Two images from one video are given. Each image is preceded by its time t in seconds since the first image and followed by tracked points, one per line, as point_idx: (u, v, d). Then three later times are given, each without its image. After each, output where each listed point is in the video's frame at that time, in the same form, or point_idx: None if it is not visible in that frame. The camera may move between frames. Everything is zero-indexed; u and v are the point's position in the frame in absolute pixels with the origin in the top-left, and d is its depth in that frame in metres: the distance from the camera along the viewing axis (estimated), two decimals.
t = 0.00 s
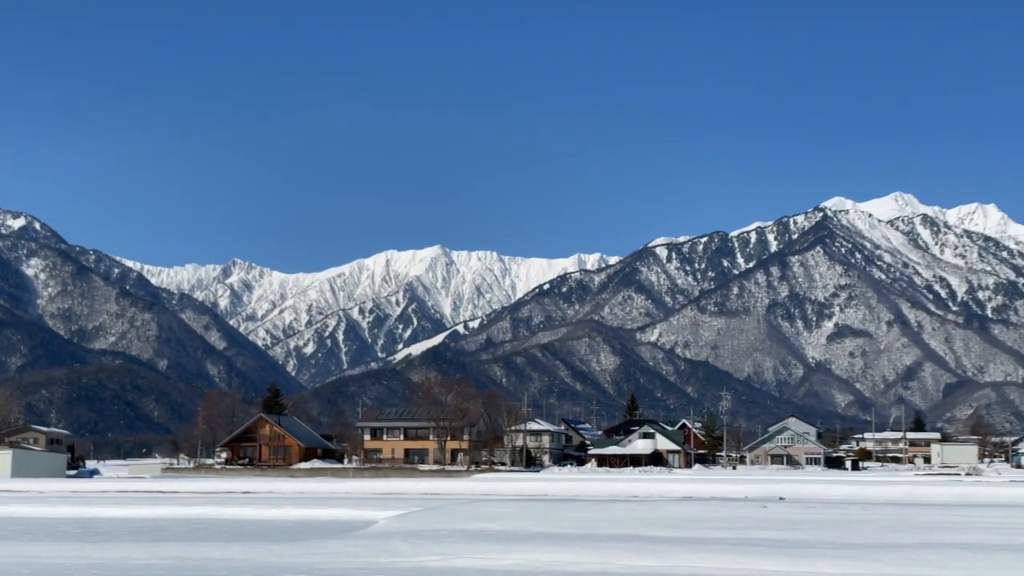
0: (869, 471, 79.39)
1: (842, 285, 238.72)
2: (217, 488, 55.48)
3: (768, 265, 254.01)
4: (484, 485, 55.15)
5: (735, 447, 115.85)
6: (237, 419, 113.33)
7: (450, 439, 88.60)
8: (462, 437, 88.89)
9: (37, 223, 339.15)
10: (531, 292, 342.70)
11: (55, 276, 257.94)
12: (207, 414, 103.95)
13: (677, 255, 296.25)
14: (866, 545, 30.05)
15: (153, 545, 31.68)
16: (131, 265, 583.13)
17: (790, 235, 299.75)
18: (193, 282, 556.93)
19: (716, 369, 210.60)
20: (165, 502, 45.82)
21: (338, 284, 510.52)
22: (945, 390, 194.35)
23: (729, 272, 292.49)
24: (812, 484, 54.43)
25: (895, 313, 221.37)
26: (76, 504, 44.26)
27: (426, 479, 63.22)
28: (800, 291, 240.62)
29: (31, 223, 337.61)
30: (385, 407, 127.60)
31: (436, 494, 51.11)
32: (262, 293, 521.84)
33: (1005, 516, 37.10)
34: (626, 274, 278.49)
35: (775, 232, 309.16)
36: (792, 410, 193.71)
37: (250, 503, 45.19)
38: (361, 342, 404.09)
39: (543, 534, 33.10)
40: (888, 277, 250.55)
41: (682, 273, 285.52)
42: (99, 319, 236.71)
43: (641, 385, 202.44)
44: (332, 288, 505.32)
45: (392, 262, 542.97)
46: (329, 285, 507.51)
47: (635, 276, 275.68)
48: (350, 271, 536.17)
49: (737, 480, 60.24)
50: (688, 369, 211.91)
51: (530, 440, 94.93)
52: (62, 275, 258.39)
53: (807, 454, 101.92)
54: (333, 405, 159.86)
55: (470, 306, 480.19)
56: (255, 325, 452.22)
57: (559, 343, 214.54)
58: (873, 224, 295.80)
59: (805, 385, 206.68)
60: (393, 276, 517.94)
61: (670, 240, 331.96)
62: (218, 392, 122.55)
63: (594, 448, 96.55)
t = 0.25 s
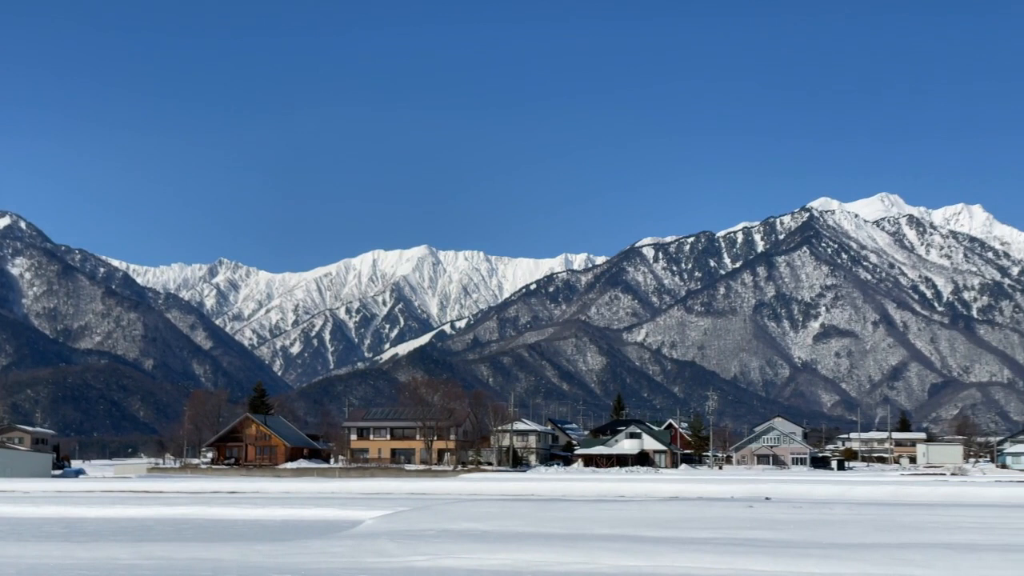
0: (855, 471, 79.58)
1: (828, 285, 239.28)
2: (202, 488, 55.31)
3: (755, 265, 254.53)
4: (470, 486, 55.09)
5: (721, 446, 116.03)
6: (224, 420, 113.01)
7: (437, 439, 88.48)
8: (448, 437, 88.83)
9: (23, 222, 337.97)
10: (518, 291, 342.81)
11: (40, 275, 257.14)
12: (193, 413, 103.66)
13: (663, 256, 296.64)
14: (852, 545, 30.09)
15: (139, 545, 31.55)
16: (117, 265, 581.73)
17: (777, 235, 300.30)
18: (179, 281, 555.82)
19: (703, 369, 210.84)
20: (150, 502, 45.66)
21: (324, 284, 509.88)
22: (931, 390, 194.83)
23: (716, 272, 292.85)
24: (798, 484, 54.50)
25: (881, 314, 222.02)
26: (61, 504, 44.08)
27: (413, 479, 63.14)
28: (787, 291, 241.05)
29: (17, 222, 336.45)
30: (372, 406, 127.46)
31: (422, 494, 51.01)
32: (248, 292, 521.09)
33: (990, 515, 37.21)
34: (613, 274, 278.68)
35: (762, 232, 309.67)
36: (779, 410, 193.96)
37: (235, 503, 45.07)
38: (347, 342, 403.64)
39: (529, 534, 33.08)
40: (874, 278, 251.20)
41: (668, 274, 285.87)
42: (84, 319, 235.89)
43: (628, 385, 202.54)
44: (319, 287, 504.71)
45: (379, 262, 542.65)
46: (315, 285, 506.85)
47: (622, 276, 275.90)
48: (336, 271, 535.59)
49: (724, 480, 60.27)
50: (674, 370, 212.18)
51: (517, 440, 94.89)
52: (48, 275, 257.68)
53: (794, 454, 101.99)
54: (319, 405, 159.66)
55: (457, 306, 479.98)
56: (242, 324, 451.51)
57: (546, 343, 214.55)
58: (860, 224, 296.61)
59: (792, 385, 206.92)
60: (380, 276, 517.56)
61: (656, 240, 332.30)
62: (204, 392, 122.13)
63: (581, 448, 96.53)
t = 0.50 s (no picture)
0: (840, 471, 79.71)
1: (814, 286, 239.74)
2: (186, 488, 55.24)
3: (741, 265, 255.00)
4: (456, 485, 55.07)
5: (707, 446, 116.18)
6: (209, 419, 112.73)
7: (423, 439, 88.48)
8: (434, 437, 88.80)
9: (8, 221, 336.90)
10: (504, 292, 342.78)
11: (25, 275, 256.17)
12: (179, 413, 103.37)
13: (650, 256, 297.00)
14: (838, 545, 30.12)
15: (124, 545, 31.48)
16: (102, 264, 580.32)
17: (763, 236, 300.82)
18: (165, 280, 554.65)
19: (689, 369, 211.02)
20: (135, 502, 45.59)
21: (310, 284, 509.31)
22: (916, 390, 195.42)
23: (702, 272, 293.15)
24: (783, 484, 54.58)
25: (866, 315, 222.59)
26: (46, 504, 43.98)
27: (399, 479, 63.14)
28: (772, 291, 241.50)
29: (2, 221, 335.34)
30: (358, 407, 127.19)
31: (408, 494, 50.96)
32: (234, 292, 520.35)
33: (975, 514, 37.32)
34: (599, 274, 278.83)
35: (748, 233, 310.12)
36: (764, 411, 194.19)
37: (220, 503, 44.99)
38: (333, 342, 403.21)
39: (516, 534, 33.05)
40: (860, 278, 251.84)
41: (654, 274, 286.21)
42: (69, 318, 234.88)
43: (613, 386, 202.60)
44: (305, 287, 504.15)
45: (365, 262, 542.28)
46: (301, 285, 506.24)
47: (608, 277, 276.07)
48: (322, 271, 534.99)
49: (710, 480, 60.37)
50: (660, 370, 212.33)
51: (503, 440, 94.90)
52: (32, 273, 256.81)
53: (779, 454, 102.18)
54: (304, 405, 159.35)
55: (443, 306, 479.75)
56: (227, 324, 450.86)
57: (532, 343, 214.43)
58: (845, 224, 297.35)
59: (777, 385, 207.25)
60: (366, 276, 517.10)
61: (643, 240, 332.63)
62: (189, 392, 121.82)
63: (567, 448, 96.58)
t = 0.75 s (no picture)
0: (825, 471, 79.93)
1: (799, 287, 240.34)
2: (171, 488, 55.16)
3: (726, 266, 255.57)
4: (441, 485, 55.00)
5: (693, 447, 116.41)
6: (194, 420, 112.35)
7: (408, 439, 88.43)
8: (420, 437, 88.75)
9: None
10: (489, 292, 343.02)
11: (8, 272, 255.01)
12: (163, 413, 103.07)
13: (635, 257, 297.36)
14: (823, 546, 30.20)
15: (109, 546, 31.33)
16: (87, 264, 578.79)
17: (748, 237, 301.26)
18: (149, 280, 553.54)
19: (674, 370, 211.28)
20: (119, 501, 45.43)
21: (296, 284, 508.74)
22: (900, 391, 195.95)
23: (687, 273, 293.57)
24: (767, 484, 54.72)
25: (850, 315, 223.32)
26: (30, 504, 43.81)
27: (384, 479, 63.08)
28: (757, 291, 242.06)
29: None
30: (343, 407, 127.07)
31: (393, 494, 50.93)
32: (219, 292, 519.40)
33: (959, 514, 37.49)
34: (585, 275, 279.04)
35: (734, 233, 310.66)
36: (750, 411, 194.45)
37: (206, 502, 44.92)
38: (319, 342, 402.80)
39: (501, 534, 33.02)
40: (844, 279, 252.58)
41: (640, 274, 286.68)
42: (53, 317, 233.87)
43: (599, 386, 202.80)
44: (290, 287, 503.65)
45: (351, 261, 541.81)
46: (287, 285, 505.61)
47: (593, 277, 276.34)
48: (308, 271, 534.37)
49: (695, 479, 60.52)
50: (646, 370, 212.57)
51: (488, 441, 94.85)
52: (16, 271, 255.79)
53: (764, 454, 102.38)
54: (289, 405, 159.11)
55: (429, 307, 479.52)
56: (212, 324, 450.18)
57: (518, 343, 214.50)
58: (830, 225, 298.12)
59: (762, 385, 207.63)
60: (352, 276, 516.70)
61: (628, 240, 332.88)
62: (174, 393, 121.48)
63: (552, 448, 96.59)
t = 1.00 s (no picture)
0: (809, 471, 80.07)
1: (783, 288, 240.71)
2: (155, 488, 55.14)
3: (711, 266, 255.91)
4: (426, 485, 54.97)
5: (677, 447, 116.57)
6: (178, 420, 112.05)
7: (393, 440, 88.34)
8: (405, 437, 88.67)
9: None
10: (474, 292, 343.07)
11: None
12: (147, 414, 102.79)
13: (620, 257, 297.56)
14: (806, 545, 30.27)
15: (93, 546, 31.22)
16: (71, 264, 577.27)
17: (733, 238, 301.52)
18: (133, 280, 552.25)
19: (658, 371, 211.39)
20: (103, 502, 45.32)
21: (281, 284, 508.09)
22: (884, 392, 196.33)
23: (672, 273, 293.79)
24: (751, 485, 54.88)
25: (835, 316, 223.87)
26: (14, 505, 43.68)
27: (369, 479, 63.03)
28: (742, 292, 242.40)
29: None
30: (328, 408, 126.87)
31: (379, 494, 50.90)
32: (203, 292, 518.44)
33: (941, 514, 37.73)
34: (570, 275, 279.08)
35: (719, 235, 311.02)
36: (734, 412, 194.68)
37: (190, 503, 44.86)
38: (304, 342, 402.22)
39: (485, 535, 33.03)
40: (829, 280, 253.14)
41: (625, 275, 286.89)
42: (37, 318, 232.80)
43: (584, 387, 202.75)
44: (275, 287, 503.03)
45: (336, 261, 541.35)
46: (272, 285, 504.90)
47: (578, 278, 276.40)
48: (292, 271, 533.67)
49: (679, 479, 60.64)
50: (631, 371, 212.58)
51: (473, 441, 94.81)
52: None
53: (749, 455, 102.50)
54: (274, 406, 158.69)
55: (414, 307, 479.19)
56: (197, 324, 449.31)
57: (503, 343, 214.37)
58: (815, 226, 298.69)
59: (747, 386, 207.80)
60: (337, 276, 516.07)
61: (614, 241, 333.10)
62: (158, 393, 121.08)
63: (537, 449, 96.62)
